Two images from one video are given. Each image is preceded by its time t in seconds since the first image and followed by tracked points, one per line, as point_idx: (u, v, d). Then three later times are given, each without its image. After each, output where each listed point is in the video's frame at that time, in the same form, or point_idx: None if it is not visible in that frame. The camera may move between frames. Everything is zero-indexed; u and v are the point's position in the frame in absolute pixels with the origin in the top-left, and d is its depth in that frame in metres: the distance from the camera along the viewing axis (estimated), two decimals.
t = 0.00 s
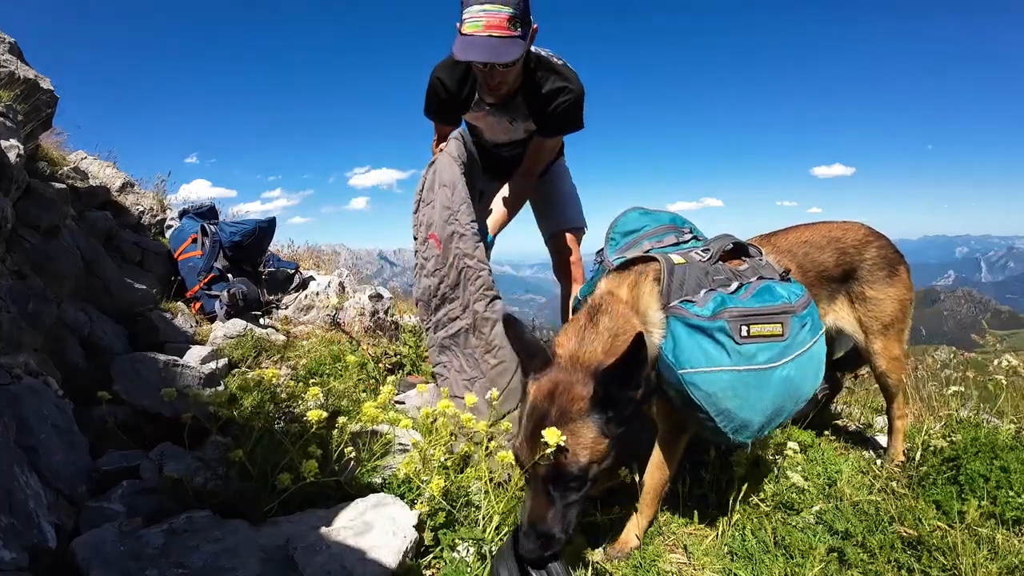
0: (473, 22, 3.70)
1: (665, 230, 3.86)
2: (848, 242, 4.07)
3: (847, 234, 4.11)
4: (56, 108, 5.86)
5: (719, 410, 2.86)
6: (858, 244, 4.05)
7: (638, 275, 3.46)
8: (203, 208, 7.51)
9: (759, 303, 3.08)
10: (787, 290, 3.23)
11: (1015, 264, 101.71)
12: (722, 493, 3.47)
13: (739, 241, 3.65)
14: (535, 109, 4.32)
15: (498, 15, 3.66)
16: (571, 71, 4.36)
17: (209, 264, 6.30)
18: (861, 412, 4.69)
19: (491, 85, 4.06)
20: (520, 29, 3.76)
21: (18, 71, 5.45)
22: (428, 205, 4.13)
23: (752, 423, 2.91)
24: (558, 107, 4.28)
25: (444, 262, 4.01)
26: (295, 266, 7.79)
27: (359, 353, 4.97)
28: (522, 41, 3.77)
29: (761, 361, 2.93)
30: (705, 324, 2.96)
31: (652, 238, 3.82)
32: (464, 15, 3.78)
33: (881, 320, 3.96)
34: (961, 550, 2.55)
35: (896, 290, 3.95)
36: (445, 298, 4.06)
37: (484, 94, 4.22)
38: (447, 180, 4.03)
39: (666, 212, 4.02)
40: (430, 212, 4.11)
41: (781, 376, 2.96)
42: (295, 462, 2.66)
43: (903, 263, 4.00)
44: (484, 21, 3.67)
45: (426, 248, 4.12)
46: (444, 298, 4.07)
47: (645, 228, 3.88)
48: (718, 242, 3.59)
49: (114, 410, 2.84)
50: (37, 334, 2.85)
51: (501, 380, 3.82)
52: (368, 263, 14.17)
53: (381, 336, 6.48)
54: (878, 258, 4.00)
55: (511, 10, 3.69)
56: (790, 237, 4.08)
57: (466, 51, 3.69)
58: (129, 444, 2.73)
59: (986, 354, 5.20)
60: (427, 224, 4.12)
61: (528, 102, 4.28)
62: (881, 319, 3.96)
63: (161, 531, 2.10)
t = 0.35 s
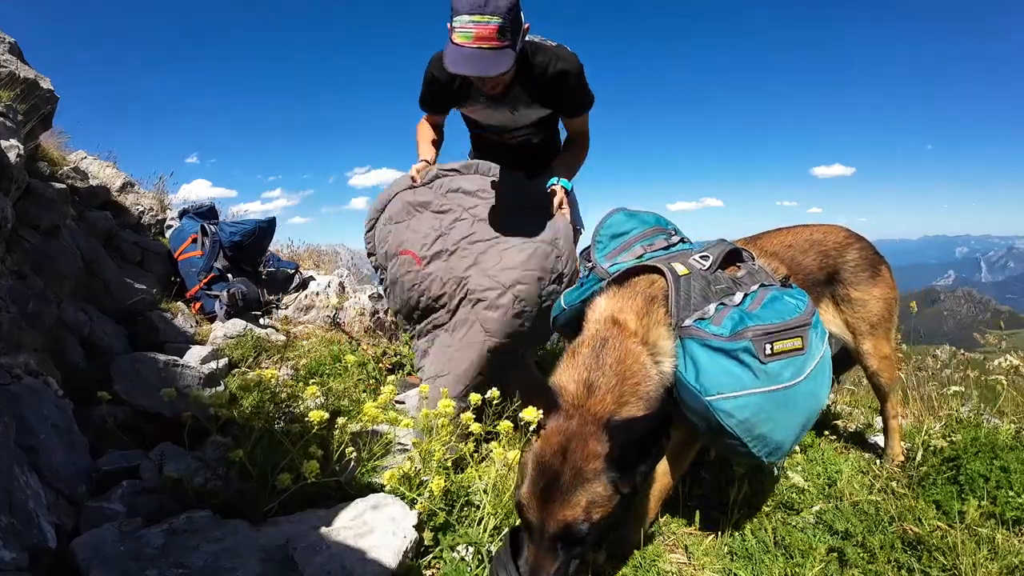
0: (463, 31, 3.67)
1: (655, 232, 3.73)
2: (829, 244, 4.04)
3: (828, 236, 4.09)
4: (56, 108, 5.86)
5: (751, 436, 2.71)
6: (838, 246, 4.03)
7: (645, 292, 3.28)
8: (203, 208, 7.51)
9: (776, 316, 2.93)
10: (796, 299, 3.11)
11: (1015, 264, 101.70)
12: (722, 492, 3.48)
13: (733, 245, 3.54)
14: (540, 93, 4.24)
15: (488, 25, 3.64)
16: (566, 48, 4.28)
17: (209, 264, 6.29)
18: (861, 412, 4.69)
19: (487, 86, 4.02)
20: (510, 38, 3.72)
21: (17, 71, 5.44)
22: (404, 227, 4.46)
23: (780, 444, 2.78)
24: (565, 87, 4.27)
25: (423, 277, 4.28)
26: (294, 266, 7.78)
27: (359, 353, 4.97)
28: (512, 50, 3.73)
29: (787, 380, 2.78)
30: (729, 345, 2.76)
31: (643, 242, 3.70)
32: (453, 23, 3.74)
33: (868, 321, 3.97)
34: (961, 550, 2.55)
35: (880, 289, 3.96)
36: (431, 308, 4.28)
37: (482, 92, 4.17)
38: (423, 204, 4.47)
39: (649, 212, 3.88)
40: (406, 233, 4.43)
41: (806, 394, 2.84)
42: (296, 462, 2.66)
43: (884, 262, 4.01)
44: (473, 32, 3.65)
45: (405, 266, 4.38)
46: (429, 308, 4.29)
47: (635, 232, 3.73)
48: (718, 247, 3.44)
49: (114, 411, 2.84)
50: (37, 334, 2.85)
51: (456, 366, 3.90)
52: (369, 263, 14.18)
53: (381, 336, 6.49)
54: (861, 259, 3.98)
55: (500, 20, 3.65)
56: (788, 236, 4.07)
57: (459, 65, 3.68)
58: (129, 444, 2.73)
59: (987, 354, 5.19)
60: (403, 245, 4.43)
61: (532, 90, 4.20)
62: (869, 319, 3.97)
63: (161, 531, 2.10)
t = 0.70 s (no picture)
0: (470, 41, 3.68)
1: (656, 232, 3.64)
2: (837, 247, 4.01)
3: (838, 238, 4.06)
4: (56, 108, 5.86)
5: (743, 449, 2.66)
6: (847, 249, 4.01)
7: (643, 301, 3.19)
8: (203, 208, 7.51)
9: (776, 327, 2.89)
10: (795, 309, 3.08)
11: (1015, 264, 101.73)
12: (723, 493, 3.47)
13: (738, 250, 3.48)
14: (545, 91, 4.24)
15: (494, 34, 3.63)
16: (569, 44, 4.29)
17: (209, 264, 6.29)
18: (861, 412, 4.68)
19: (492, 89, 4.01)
20: (517, 45, 3.72)
21: (18, 71, 5.44)
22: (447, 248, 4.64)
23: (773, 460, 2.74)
24: (571, 84, 4.29)
25: (467, 295, 4.49)
26: (294, 266, 7.78)
27: (359, 353, 4.96)
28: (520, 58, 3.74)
29: (784, 394, 2.75)
30: (725, 355, 2.73)
31: (642, 242, 3.62)
32: (459, 31, 3.75)
33: (874, 325, 3.97)
34: (961, 550, 2.55)
35: (887, 293, 3.96)
36: (466, 326, 4.43)
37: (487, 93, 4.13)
38: (467, 224, 4.68)
39: (653, 210, 3.77)
40: (451, 254, 4.62)
41: (802, 409, 2.81)
42: (295, 463, 2.67)
43: (891, 266, 4.01)
44: (480, 41, 3.66)
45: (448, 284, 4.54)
46: (464, 327, 4.43)
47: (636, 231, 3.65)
48: (720, 252, 3.41)
49: (114, 410, 2.84)
50: (37, 334, 2.85)
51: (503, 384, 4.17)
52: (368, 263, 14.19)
53: (381, 336, 6.49)
54: (869, 262, 3.98)
55: (507, 27, 3.64)
56: (789, 236, 4.06)
57: (468, 74, 3.69)
58: (129, 444, 2.73)
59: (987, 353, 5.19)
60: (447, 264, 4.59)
61: (537, 88, 4.18)
62: (874, 324, 3.96)
63: (161, 531, 2.10)
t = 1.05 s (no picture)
0: (474, 31, 3.71)
1: (672, 225, 3.66)
2: (856, 242, 3.92)
3: (856, 234, 3.97)
4: (56, 108, 5.86)
5: (751, 428, 2.69)
6: (866, 245, 3.91)
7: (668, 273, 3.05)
8: (203, 208, 7.50)
9: (792, 307, 2.88)
10: (814, 295, 3.07)
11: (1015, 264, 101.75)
12: (723, 493, 3.47)
13: (757, 242, 3.53)
14: (548, 89, 4.23)
15: (497, 23, 3.66)
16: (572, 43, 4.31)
17: (209, 264, 6.29)
18: (861, 412, 4.68)
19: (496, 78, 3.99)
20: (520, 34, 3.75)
21: (17, 71, 5.44)
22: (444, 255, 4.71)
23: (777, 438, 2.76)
24: (574, 83, 4.30)
25: (460, 297, 4.49)
26: (295, 265, 7.78)
27: (359, 353, 4.96)
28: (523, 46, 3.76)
29: (794, 373, 2.75)
30: (738, 331, 2.70)
31: (660, 234, 3.64)
32: (463, 22, 3.78)
33: (887, 323, 3.88)
34: (961, 550, 2.55)
35: (902, 291, 3.86)
36: (458, 329, 4.42)
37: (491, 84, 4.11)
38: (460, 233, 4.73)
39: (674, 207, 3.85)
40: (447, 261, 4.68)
41: (812, 390, 2.81)
42: (296, 463, 2.66)
43: (906, 264, 3.92)
44: (484, 29, 3.68)
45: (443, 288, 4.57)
46: (456, 330, 4.42)
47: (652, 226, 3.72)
48: (735, 242, 3.49)
49: (114, 411, 2.84)
50: (37, 335, 2.85)
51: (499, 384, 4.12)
52: (368, 263, 14.19)
53: (381, 336, 6.49)
54: (886, 258, 3.87)
55: (511, 16, 3.67)
56: (790, 235, 4.05)
57: (473, 63, 3.71)
58: (129, 444, 2.73)
59: (988, 353, 5.19)
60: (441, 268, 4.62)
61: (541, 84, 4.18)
62: (888, 321, 3.87)
63: (161, 531, 2.10)
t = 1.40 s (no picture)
0: (450, 59, 3.50)
1: (700, 221, 3.69)
2: (861, 241, 3.87)
3: (860, 233, 3.92)
4: (56, 108, 5.86)
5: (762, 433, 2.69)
6: (869, 244, 3.87)
7: (676, 266, 3.02)
8: (203, 208, 7.50)
9: (818, 314, 2.80)
10: (839, 303, 3.01)
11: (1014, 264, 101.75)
12: (723, 493, 3.47)
13: (785, 245, 3.54)
14: (548, 100, 4.24)
15: (471, 49, 3.46)
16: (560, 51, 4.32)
17: (209, 264, 6.29)
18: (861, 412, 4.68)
19: (496, 108, 3.85)
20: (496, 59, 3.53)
21: (17, 71, 5.44)
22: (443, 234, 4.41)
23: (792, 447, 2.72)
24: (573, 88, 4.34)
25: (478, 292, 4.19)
26: (294, 266, 7.78)
27: (359, 352, 4.96)
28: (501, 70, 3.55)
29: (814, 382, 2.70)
30: (757, 335, 2.69)
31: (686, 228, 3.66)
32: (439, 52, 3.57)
33: (887, 320, 3.88)
34: (961, 550, 2.55)
35: (901, 288, 3.85)
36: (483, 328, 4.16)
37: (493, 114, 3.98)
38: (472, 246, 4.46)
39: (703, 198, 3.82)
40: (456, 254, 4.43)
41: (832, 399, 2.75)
42: (295, 462, 2.66)
43: (906, 261, 3.92)
44: (458, 57, 3.47)
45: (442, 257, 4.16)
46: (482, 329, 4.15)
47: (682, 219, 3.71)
48: (762, 245, 3.49)
49: (114, 411, 2.84)
50: (38, 334, 2.85)
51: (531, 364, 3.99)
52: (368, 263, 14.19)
53: (381, 336, 6.49)
54: (887, 257, 3.86)
55: (484, 41, 3.44)
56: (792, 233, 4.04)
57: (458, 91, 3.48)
58: (129, 444, 2.73)
59: (988, 353, 5.19)
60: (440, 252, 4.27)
61: (542, 96, 4.20)
62: (889, 318, 3.88)
63: (161, 531, 2.10)
